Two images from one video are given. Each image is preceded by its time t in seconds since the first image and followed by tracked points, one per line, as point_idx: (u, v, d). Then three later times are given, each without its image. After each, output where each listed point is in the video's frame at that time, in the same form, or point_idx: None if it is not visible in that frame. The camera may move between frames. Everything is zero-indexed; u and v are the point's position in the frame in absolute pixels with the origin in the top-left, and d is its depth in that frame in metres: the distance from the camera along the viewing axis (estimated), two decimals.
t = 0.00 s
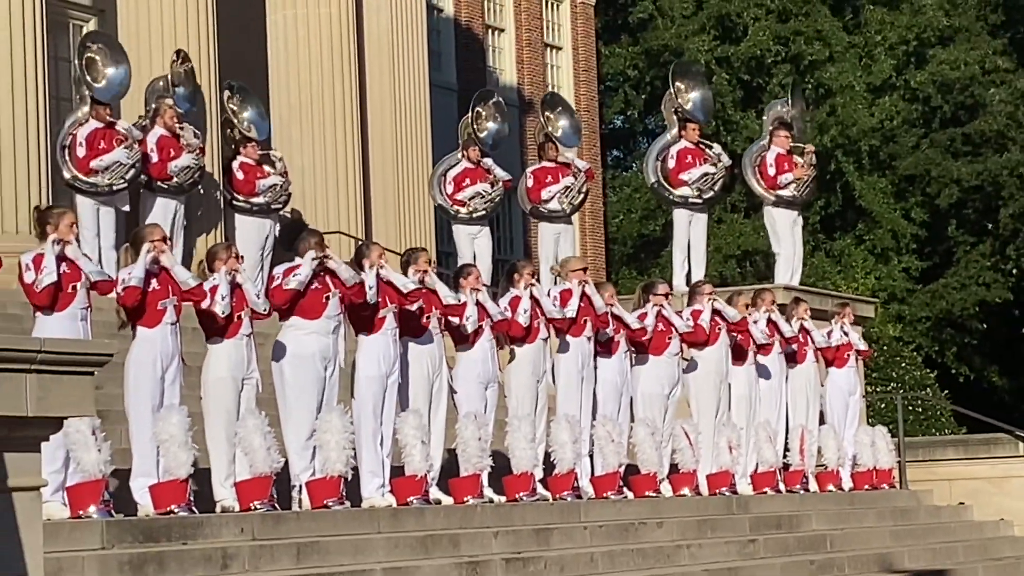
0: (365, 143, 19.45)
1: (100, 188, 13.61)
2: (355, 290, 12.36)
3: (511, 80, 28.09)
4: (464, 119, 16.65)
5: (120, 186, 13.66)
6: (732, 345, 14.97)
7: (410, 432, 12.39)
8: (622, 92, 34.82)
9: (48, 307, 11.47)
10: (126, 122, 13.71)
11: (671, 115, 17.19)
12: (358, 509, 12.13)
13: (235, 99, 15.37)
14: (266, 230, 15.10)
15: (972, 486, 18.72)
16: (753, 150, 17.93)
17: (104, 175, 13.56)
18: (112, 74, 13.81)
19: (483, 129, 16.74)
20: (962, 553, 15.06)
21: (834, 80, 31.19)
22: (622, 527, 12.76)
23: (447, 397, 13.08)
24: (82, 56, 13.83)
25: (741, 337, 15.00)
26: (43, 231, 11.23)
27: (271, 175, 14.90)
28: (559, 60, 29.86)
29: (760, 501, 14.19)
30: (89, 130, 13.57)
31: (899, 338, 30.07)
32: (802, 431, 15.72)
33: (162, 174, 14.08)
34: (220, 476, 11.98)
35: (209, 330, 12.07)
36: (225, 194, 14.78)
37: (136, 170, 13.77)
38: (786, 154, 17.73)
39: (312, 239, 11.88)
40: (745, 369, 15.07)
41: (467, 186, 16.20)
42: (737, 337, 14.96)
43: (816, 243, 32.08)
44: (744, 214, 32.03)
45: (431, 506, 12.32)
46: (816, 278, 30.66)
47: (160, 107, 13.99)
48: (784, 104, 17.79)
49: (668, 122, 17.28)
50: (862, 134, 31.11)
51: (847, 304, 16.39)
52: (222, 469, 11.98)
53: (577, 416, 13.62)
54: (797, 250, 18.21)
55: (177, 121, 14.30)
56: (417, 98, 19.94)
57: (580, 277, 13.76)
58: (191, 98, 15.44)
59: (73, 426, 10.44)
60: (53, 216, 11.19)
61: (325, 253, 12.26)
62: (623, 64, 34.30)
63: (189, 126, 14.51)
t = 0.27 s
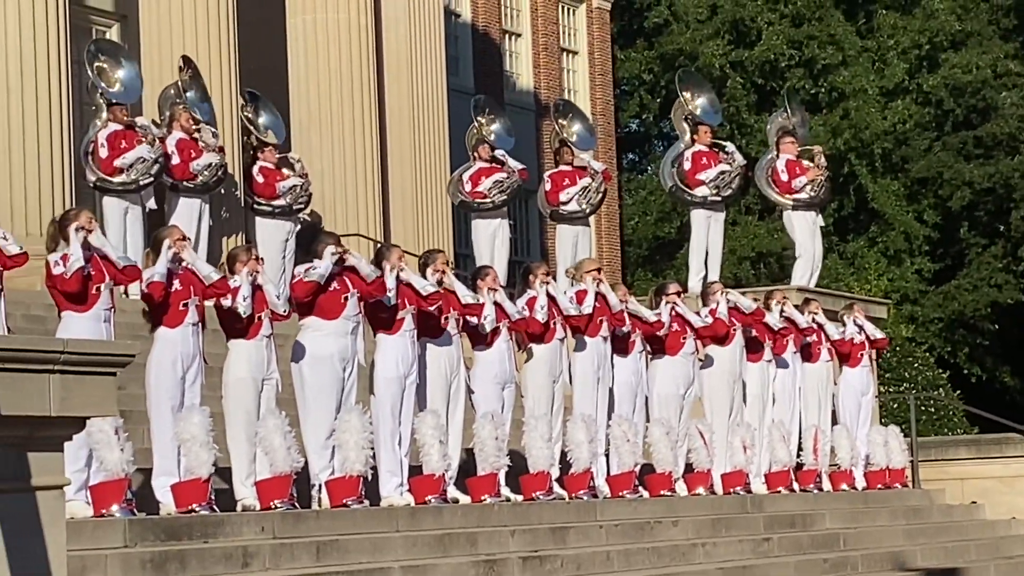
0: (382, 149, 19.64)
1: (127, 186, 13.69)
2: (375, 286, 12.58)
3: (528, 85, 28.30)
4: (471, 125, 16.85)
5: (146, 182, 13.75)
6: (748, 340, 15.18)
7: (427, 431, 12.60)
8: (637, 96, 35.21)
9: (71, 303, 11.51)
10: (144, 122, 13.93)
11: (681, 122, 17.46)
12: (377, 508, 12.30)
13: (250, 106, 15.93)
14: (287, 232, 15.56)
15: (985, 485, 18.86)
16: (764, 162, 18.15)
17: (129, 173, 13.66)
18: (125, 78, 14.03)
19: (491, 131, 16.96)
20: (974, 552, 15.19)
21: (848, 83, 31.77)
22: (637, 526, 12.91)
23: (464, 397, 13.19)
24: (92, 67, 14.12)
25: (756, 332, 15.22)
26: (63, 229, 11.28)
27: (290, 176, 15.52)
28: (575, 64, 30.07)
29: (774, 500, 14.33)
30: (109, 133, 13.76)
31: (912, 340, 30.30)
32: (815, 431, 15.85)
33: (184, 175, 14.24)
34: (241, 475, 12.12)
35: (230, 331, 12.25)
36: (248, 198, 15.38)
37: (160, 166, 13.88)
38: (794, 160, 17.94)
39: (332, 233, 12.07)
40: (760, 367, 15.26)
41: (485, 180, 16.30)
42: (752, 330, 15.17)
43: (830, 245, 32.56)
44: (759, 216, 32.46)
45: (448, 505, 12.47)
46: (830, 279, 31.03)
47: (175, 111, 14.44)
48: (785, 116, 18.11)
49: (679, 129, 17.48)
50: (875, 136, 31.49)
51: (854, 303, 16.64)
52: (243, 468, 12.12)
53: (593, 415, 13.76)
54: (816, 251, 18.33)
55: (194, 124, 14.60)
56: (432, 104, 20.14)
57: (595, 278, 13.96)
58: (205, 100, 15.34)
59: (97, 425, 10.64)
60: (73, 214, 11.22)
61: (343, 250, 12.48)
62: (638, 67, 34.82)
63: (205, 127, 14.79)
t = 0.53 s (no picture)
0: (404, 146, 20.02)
1: (149, 199, 14.04)
2: (391, 310, 12.85)
3: (546, 91, 28.55)
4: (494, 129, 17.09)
5: (168, 196, 14.08)
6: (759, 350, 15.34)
7: (448, 431, 12.80)
8: (653, 102, 35.58)
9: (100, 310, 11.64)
10: (174, 136, 14.25)
11: (704, 124, 17.63)
12: (399, 506, 12.57)
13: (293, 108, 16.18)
14: (306, 240, 15.74)
15: (996, 484, 19.10)
16: (783, 158, 18.43)
17: (153, 185, 13.98)
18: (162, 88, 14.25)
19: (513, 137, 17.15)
20: (985, 550, 15.44)
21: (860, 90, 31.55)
22: (654, 523, 13.17)
23: (484, 399, 13.50)
24: (135, 69, 14.32)
25: (769, 341, 15.38)
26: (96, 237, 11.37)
27: (315, 187, 15.73)
28: (592, 71, 30.37)
29: (788, 498, 14.59)
30: (139, 142, 14.09)
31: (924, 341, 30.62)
32: (829, 431, 16.13)
33: (208, 184, 14.52)
34: (266, 473, 12.37)
35: (254, 336, 12.46)
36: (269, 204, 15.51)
37: (184, 181, 14.21)
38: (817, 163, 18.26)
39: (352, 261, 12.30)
40: (774, 372, 15.47)
41: (502, 190, 16.61)
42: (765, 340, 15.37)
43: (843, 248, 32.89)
44: (773, 220, 32.78)
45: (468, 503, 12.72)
46: (843, 282, 31.47)
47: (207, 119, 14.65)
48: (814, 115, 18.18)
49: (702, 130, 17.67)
50: (887, 143, 31.34)
51: (871, 307, 16.73)
52: (267, 467, 12.36)
53: (612, 415, 14.09)
54: (818, 253, 18.63)
55: (223, 133, 14.80)
56: (454, 99, 20.45)
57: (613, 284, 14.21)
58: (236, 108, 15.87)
59: (123, 425, 10.87)
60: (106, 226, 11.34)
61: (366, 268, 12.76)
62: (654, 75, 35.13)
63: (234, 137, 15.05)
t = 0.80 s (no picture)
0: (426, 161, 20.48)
1: (178, 201, 14.40)
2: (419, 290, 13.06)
3: (565, 99, 29.03)
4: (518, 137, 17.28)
5: (197, 199, 14.45)
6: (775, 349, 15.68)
7: (470, 430, 13.07)
8: (670, 110, 36.24)
9: (133, 311, 11.93)
10: (204, 140, 14.58)
11: (717, 131, 17.97)
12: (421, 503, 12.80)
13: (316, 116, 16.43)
14: (331, 243, 16.20)
15: (1006, 483, 19.37)
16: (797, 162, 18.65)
17: (184, 189, 14.35)
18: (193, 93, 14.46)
19: (535, 146, 17.33)
20: (995, 547, 15.71)
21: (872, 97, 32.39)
22: (670, 521, 13.47)
23: (505, 399, 13.78)
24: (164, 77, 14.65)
25: (783, 340, 15.72)
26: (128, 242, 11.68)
27: (337, 193, 16.05)
28: (609, 79, 30.74)
29: (803, 496, 14.91)
30: (168, 147, 14.45)
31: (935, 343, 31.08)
32: (841, 431, 16.40)
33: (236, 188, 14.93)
34: (292, 472, 12.62)
35: (282, 335, 12.77)
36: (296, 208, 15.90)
37: (212, 184, 14.56)
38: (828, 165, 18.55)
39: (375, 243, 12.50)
40: (787, 372, 15.81)
41: (522, 201, 16.96)
42: (780, 340, 15.66)
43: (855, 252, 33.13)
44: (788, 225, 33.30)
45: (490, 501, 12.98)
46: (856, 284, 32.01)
47: (234, 125, 15.00)
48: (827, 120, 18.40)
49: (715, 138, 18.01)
50: (899, 148, 32.26)
51: (883, 310, 17.02)
52: (294, 466, 12.63)
53: (629, 415, 14.38)
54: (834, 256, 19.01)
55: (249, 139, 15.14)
56: (474, 117, 20.98)
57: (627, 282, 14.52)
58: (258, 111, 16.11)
59: (155, 424, 11.09)
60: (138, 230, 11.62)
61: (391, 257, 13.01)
62: (670, 84, 35.61)
63: (259, 143, 15.40)
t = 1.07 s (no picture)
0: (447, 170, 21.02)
1: (209, 204, 14.55)
2: (441, 297, 13.25)
3: (584, 106, 29.40)
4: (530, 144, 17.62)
5: (227, 199, 14.60)
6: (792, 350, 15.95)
7: (491, 432, 13.30)
8: (687, 117, 36.88)
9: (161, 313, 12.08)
10: (229, 143, 14.77)
11: (729, 141, 18.34)
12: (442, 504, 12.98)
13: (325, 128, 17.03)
14: (355, 248, 16.41)
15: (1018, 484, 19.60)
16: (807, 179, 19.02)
17: (213, 192, 14.50)
18: (211, 101, 14.82)
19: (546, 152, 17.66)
20: (1006, 547, 15.94)
21: (886, 105, 33.21)
22: (687, 522, 13.70)
23: (525, 402, 14.04)
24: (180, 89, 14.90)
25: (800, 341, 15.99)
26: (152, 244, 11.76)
27: (359, 195, 16.28)
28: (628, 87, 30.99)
29: (817, 497, 15.10)
30: (194, 151, 14.59)
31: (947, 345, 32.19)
32: (856, 433, 16.62)
33: (265, 192, 15.11)
34: (316, 473, 12.83)
35: (306, 337, 12.95)
36: (321, 215, 16.23)
37: (240, 185, 14.73)
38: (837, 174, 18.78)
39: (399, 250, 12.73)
40: (803, 373, 16.07)
41: (542, 197, 17.19)
42: (797, 341, 15.94)
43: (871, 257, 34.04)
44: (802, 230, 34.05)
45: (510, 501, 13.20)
46: (871, 288, 32.91)
47: (255, 133, 15.30)
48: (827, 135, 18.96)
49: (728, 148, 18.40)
50: (912, 155, 32.88)
51: (895, 313, 17.37)
52: (317, 467, 12.84)
53: (647, 417, 14.63)
54: (856, 264, 19.15)
55: (271, 146, 15.39)
56: (494, 127, 21.50)
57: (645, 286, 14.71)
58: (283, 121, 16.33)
59: (179, 426, 11.28)
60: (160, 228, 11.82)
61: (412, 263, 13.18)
62: (687, 92, 36.32)
63: (283, 149, 15.61)
